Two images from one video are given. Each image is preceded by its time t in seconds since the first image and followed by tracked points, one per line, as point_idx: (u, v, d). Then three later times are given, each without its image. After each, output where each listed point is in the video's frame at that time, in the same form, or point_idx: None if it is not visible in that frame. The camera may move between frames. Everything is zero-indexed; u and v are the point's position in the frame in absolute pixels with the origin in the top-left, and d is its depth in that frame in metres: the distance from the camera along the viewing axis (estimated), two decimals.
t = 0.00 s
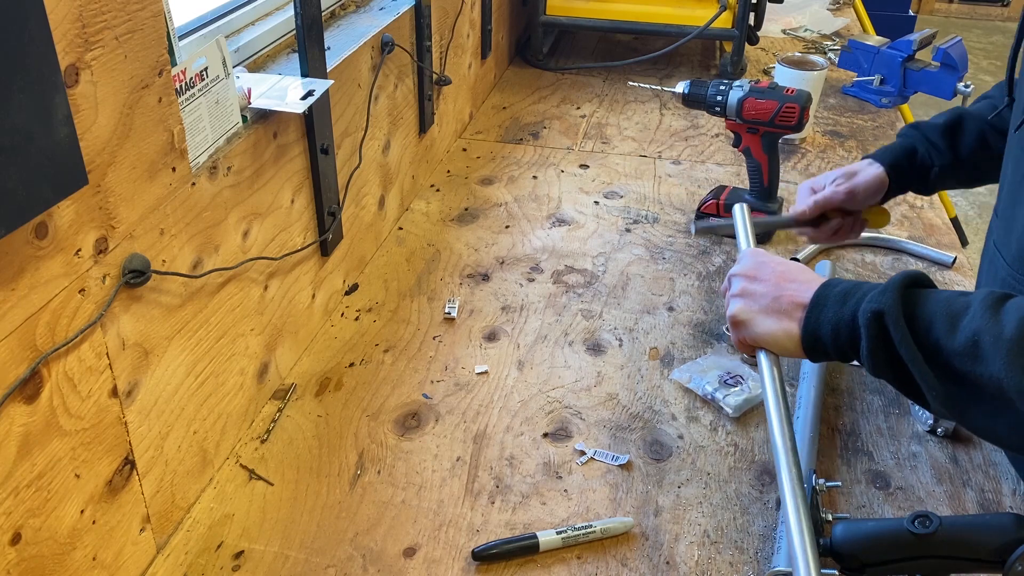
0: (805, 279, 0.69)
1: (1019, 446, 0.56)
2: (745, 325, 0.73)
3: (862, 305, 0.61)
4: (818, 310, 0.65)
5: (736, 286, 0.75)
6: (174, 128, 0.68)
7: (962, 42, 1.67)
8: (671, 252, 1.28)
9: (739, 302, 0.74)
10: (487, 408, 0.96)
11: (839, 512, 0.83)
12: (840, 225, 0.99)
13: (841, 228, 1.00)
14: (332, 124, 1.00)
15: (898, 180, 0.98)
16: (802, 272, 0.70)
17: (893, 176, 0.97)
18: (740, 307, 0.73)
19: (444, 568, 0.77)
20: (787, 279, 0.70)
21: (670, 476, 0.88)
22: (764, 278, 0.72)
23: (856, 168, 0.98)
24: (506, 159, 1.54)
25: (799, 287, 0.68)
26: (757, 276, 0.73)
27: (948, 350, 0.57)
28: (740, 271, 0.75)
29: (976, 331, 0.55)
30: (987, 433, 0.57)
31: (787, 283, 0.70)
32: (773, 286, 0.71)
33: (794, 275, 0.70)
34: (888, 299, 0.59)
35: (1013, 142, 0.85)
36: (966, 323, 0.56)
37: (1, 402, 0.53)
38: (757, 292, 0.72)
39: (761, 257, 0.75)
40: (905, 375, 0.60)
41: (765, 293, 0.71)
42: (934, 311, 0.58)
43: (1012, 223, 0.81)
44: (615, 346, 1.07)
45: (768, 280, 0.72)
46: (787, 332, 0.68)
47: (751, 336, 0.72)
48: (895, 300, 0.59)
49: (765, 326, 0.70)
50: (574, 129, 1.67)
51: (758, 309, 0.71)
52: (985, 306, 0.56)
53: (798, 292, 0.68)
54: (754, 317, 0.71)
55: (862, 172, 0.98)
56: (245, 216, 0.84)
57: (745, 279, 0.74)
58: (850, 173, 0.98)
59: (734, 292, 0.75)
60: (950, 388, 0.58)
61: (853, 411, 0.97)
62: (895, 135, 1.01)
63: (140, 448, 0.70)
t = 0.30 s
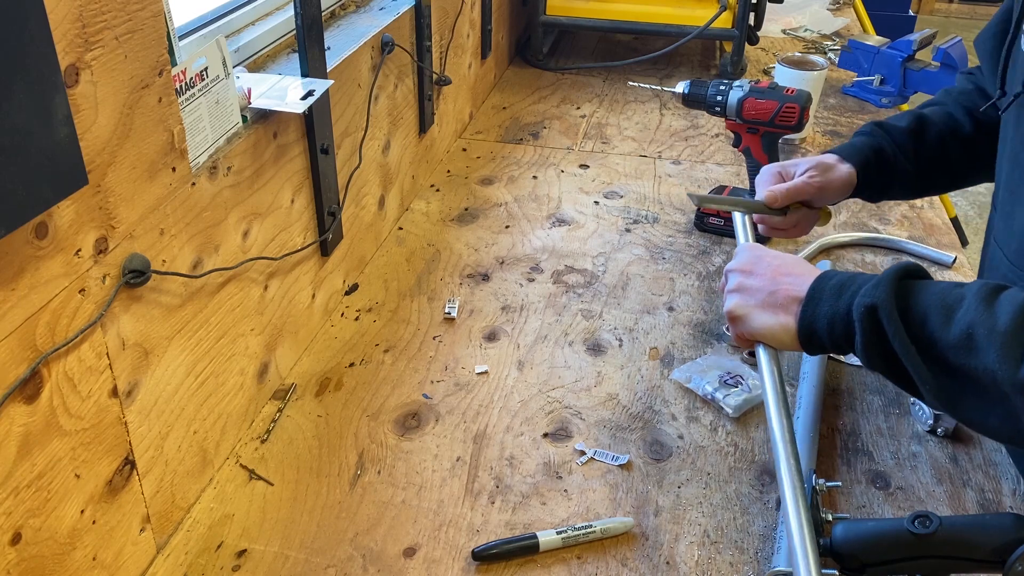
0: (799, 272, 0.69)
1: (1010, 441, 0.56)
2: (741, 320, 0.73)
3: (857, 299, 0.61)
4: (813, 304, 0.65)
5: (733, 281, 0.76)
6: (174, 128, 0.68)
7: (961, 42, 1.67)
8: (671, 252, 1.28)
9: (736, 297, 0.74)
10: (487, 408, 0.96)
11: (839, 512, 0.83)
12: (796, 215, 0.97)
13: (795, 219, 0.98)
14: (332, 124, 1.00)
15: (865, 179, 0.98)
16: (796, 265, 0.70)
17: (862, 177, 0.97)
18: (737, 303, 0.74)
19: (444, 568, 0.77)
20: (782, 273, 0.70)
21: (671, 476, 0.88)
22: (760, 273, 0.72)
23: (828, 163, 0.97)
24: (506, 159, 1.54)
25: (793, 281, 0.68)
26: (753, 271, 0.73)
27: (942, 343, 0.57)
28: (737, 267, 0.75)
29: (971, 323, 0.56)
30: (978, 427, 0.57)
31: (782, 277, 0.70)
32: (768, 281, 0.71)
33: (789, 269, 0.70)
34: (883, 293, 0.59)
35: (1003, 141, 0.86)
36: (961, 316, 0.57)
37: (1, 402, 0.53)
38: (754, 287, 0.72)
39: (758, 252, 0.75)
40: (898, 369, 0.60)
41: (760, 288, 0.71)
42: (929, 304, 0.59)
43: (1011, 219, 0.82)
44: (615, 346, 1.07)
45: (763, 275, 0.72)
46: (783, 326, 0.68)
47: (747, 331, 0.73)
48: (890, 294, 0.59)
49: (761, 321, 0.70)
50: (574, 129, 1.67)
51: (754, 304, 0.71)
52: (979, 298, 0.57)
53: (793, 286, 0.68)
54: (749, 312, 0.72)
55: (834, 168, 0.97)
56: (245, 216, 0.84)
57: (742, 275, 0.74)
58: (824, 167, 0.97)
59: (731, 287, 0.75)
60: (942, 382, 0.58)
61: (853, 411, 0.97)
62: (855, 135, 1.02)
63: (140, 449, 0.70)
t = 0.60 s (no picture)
0: (787, 287, 0.69)
1: (997, 452, 0.56)
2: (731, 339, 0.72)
3: (842, 312, 0.61)
4: (801, 317, 0.65)
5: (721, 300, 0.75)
6: (174, 128, 0.68)
7: (961, 42, 1.67)
8: (671, 252, 1.28)
9: (725, 316, 0.73)
10: (487, 408, 0.96)
11: (839, 512, 0.83)
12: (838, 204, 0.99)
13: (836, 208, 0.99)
14: (332, 123, 1.00)
15: (905, 174, 0.99)
16: (784, 281, 0.70)
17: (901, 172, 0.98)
18: (725, 322, 0.73)
19: (444, 568, 0.77)
20: (770, 289, 0.70)
21: (670, 476, 0.88)
22: (748, 291, 0.72)
23: (871, 156, 0.98)
24: (506, 159, 1.54)
25: (781, 297, 0.68)
26: (741, 290, 0.73)
27: (927, 354, 0.57)
28: (725, 286, 0.75)
29: (955, 334, 0.55)
30: (966, 438, 0.57)
31: (769, 293, 0.69)
32: (755, 298, 0.70)
33: (777, 285, 0.70)
34: (867, 305, 0.59)
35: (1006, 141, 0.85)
36: (946, 327, 0.56)
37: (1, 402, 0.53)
38: (741, 306, 0.71)
39: (745, 270, 0.75)
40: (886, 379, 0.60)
41: (748, 305, 0.71)
42: (914, 314, 0.58)
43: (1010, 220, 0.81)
44: (615, 346, 1.07)
45: (751, 292, 0.72)
46: (773, 342, 0.67)
47: (736, 350, 0.72)
48: (873, 306, 0.59)
49: (750, 338, 0.69)
50: (574, 129, 1.67)
51: (743, 322, 0.70)
52: (964, 309, 0.56)
53: (781, 302, 0.68)
54: (738, 330, 0.71)
55: (878, 162, 0.98)
56: (245, 216, 0.84)
57: (730, 294, 0.74)
58: (868, 159, 0.98)
59: (720, 307, 0.75)
60: (928, 393, 0.58)
61: (853, 411, 0.97)
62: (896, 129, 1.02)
63: (140, 448, 0.70)
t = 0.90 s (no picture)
0: (798, 288, 0.69)
1: (1008, 452, 0.56)
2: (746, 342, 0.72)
3: (854, 314, 0.61)
4: (813, 320, 0.65)
5: (734, 303, 0.75)
6: (174, 128, 0.68)
7: (961, 42, 1.67)
8: (671, 252, 1.28)
9: (738, 319, 0.73)
10: (487, 408, 0.96)
11: (839, 512, 0.83)
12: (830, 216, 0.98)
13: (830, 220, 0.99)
14: (332, 123, 1.00)
15: (894, 180, 0.99)
16: (795, 281, 0.70)
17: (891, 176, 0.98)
18: (739, 325, 0.73)
19: (444, 568, 0.77)
20: (782, 291, 0.70)
21: (670, 476, 0.88)
22: (760, 293, 0.72)
23: (858, 164, 0.98)
24: (506, 159, 1.54)
25: (794, 299, 0.68)
26: (753, 291, 0.72)
27: (939, 356, 0.57)
28: (737, 288, 0.75)
29: (967, 336, 0.55)
30: (978, 439, 0.57)
31: (781, 295, 0.69)
32: (768, 300, 0.70)
33: (790, 287, 0.70)
34: (879, 307, 0.59)
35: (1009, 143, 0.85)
36: (957, 328, 0.56)
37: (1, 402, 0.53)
38: (754, 308, 0.71)
39: (755, 271, 0.75)
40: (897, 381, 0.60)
41: (761, 308, 0.70)
42: (926, 316, 0.58)
43: (1012, 221, 0.82)
44: (615, 346, 1.07)
45: (763, 294, 0.71)
46: (786, 345, 0.67)
47: (752, 353, 0.72)
48: (886, 308, 0.59)
49: (764, 341, 0.69)
50: (574, 129, 1.67)
51: (756, 325, 0.70)
52: (975, 311, 0.56)
53: (793, 304, 0.68)
54: (752, 333, 0.71)
55: (866, 169, 0.98)
56: (245, 215, 0.84)
57: (743, 295, 0.73)
58: (855, 168, 0.97)
59: (733, 309, 0.75)
60: (940, 395, 0.57)
61: (853, 411, 0.97)
62: (883, 133, 1.02)
63: (140, 449, 0.70)
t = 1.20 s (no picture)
0: (810, 288, 0.69)
1: (1017, 451, 0.56)
2: (755, 339, 0.72)
3: (864, 315, 0.61)
4: (823, 320, 0.65)
5: (744, 301, 0.75)
6: (174, 128, 0.68)
7: (961, 42, 1.67)
8: (671, 252, 1.28)
9: (748, 316, 0.73)
10: (488, 408, 0.96)
11: (839, 512, 0.83)
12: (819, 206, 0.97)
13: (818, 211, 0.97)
14: (332, 123, 1.00)
15: (885, 170, 0.98)
16: (807, 282, 0.70)
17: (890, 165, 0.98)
18: (748, 322, 0.73)
19: (444, 568, 0.77)
20: (793, 290, 0.70)
21: (670, 476, 0.88)
22: (771, 291, 0.72)
23: (847, 153, 0.98)
24: (506, 159, 1.54)
25: (805, 299, 0.68)
26: (764, 289, 0.72)
27: (948, 357, 0.57)
28: (749, 285, 0.75)
29: (976, 337, 0.56)
30: (986, 439, 0.57)
31: (792, 295, 0.69)
32: (779, 299, 0.70)
33: (801, 286, 0.69)
34: (889, 309, 0.59)
35: (1011, 140, 0.85)
36: (966, 330, 0.56)
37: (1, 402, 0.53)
38: (764, 306, 0.71)
39: (766, 270, 0.75)
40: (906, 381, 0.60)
41: (771, 306, 0.70)
42: (935, 318, 0.58)
43: (1016, 218, 0.82)
44: (615, 346, 1.07)
45: (774, 292, 0.71)
46: (795, 343, 0.67)
47: (761, 351, 0.71)
48: (896, 309, 0.59)
49: (773, 339, 0.69)
50: (574, 129, 1.67)
51: (766, 322, 0.70)
52: (984, 312, 0.56)
53: (804, 304, 0.68)
54: (762, 331, 0.71)
55: (854, 158, 0.97)
56: (245, 215, 0.84)
57: (753, 293, 0.73)
58: (842, 157, 0.97)
59: (743, 307, 0.74)
60: (949, 395, 0.58)
61: (853, 411, 0.97)
62: (872, 126, 1.02)
63: (140, 449, 0.70)
